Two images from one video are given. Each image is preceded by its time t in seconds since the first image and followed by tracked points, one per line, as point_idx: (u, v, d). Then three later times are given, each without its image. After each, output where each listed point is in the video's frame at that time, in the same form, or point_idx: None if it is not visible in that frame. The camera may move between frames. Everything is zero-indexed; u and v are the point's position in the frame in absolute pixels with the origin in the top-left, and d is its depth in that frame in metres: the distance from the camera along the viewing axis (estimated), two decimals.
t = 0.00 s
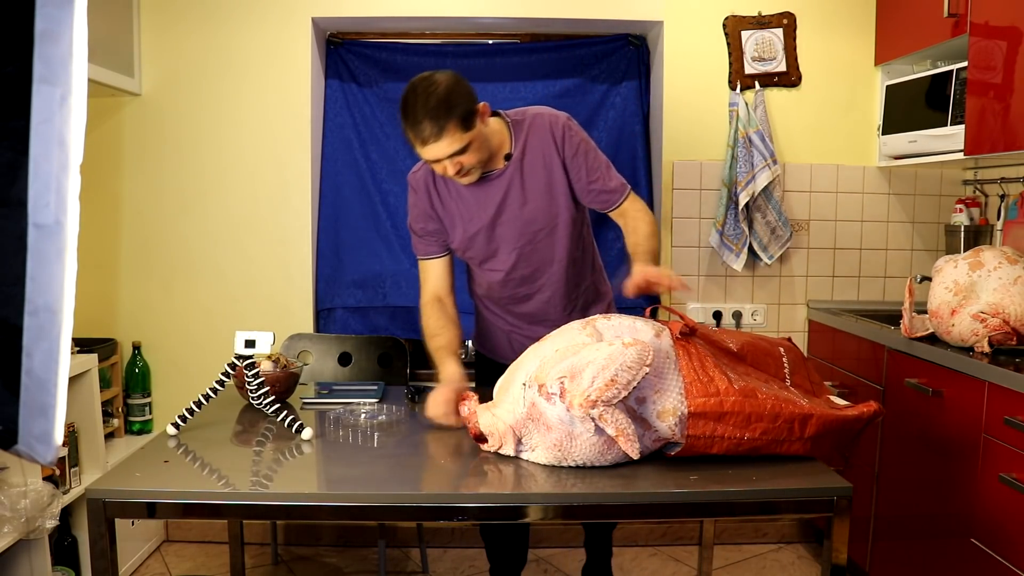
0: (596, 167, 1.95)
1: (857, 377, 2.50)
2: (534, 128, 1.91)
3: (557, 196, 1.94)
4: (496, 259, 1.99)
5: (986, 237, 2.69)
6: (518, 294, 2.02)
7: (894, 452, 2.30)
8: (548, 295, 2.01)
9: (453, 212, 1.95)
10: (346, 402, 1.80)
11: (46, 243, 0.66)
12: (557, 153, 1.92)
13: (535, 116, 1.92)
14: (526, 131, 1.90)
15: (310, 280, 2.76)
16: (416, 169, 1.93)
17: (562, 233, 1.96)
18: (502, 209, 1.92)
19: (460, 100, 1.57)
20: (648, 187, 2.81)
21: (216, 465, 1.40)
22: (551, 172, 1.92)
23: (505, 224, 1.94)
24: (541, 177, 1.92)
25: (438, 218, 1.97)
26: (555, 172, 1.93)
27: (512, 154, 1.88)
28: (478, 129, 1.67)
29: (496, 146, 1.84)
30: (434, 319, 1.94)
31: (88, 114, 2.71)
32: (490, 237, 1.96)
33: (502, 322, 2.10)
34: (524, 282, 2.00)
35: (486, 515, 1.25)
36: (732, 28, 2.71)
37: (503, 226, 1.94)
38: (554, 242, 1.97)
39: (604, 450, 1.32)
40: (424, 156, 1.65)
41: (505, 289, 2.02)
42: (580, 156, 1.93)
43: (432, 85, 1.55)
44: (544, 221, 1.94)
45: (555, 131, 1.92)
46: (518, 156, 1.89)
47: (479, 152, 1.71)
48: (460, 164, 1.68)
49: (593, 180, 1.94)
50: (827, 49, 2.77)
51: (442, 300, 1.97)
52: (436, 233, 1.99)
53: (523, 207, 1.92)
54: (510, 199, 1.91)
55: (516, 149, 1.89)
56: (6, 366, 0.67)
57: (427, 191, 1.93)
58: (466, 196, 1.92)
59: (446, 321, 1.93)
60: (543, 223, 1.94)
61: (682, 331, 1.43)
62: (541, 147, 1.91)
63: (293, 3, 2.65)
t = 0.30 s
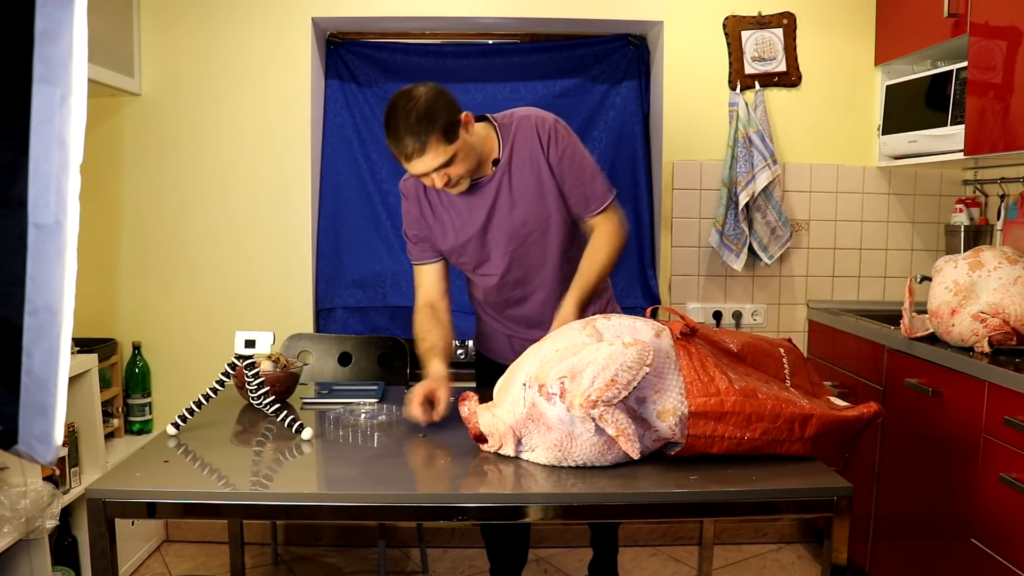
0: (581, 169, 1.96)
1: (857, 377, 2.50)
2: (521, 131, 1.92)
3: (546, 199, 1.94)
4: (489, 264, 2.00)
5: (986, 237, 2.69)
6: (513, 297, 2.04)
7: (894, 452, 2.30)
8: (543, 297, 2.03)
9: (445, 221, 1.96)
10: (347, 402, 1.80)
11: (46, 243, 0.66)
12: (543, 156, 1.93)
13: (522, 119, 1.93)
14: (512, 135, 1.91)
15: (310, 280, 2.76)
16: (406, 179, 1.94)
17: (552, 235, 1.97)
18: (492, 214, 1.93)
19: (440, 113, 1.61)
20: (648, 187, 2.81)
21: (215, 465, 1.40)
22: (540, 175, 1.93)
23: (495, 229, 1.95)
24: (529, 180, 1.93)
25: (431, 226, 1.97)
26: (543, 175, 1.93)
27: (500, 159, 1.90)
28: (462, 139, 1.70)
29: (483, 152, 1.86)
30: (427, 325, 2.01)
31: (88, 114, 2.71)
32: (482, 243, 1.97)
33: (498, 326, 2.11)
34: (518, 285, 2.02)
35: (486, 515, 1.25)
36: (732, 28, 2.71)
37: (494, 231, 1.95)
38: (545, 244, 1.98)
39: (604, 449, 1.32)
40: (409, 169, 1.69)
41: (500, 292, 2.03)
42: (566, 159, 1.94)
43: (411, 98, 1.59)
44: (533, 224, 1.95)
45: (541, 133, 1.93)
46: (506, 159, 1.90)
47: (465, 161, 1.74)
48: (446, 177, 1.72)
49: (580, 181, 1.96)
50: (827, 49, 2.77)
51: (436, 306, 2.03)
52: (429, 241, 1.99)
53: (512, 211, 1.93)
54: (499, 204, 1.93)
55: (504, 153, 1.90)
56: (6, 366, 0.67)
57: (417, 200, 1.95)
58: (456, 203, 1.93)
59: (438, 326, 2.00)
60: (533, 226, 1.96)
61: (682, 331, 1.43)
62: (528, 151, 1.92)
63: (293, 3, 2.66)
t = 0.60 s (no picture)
0: (582, 174, 1.93)
1: (857, 377, 2.50)
2: (521, 136, 1.89)
3: (546, 207, 1.93)
4: (493, 269, 2.03)
5: (986, 237, 2.69)
6: (517, 301, 2.08)
7: (894, 453, 2.30)
8: (546, 302, 2.06)
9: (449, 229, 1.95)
10: (347, 402, 1.80)
11: (46, 242, 0.67)
12: (543, 163, 1.90)
13: (522, 124, 1.90)
14: (512, 144, 1.88)
15: (310, 280, 2.76)
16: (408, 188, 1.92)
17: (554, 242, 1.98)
18: (494, 224, 1.93)
19: (434, 134, 1.58)
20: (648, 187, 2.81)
21: (216, 465, 1.40)
22: (541, 182, 1.91)
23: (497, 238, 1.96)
24: (530, 188, 1.91)
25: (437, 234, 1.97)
26: (544, 182, 1.91)
27: (499, 165, 1.88)
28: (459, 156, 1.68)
29: (481, 159, 1.84)
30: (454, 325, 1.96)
31: (88, 114, 2.71)
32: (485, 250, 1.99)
33: (508, 326, 2.16)
34: (521, 290, 2.05)
35: (486, 515, 1.25)
36: (732, 28, 2.71)
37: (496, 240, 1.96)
38: (546, 252, 1.98)
39: (606, 452, 1.32)
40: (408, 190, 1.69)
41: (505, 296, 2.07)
42: (566, 165, 1.92)
43: (402, 122, 1.56)
44: (535, 233, 1.95)
45: (541, 139, 1.90)
46: (506, 166, 1.89)
47: (465, 176, 1.72)
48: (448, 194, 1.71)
49: (580, 187, 1.93)
50: (827, 48, 2.77)
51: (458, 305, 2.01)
52: (435, 247, 2.00)
53: (513, 221, 1.94)
54: (500, 214, 1.92)
55: (503, 159, 1.88)
56: (6, 366, 0.68)
57: (421, 210, 1.94)
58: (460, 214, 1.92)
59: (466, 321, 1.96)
60: (534, 236, 1.95)
61: (684, 333, 1.44)
62: (529, 156, 1.90)
63: (293, 3, 2.66)
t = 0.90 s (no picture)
0: (582, 172, 1.93)
1: (857, 377, 2.50)
2: (518, 138, 1.90)
3: (547, 207, 1.93)
4: (498, 271, 2.03)
5: (986, 237, 2.69)
6: (521, 302, 2.07)
7: (894, 453, 2.30)
8: (551, 300, 2.05)
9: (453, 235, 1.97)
10: (347, 402, 1.80)
11: (46, 243, 0.67)
12: (542, 164, 1.90)
13: (518, 127, 1.91)
14: (508, 146, 1.90)
15: (310, 280, 2.76)
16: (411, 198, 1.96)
17: (556, 242, 1.97)
18: (495, 226, 1.94)
19: (427, 148, 1.58)
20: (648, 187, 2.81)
21: (216, 465, 1.40)
22: (540, 183, 1.91)
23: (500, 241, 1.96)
24: (530, 189, 1.91)
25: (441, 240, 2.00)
26: (543, 182, 1.91)
27: (497, 168, 1.89)
28: (457, 167, 1.69)
29: (479, 165, 1.85)
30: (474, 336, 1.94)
31: (88, 113, 2.71)
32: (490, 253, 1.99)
33: (514, 327, 2.16)
34: (525, 291, 2.04)
35: (486, 515, 1.25)
36: (732, 28, 2.71)
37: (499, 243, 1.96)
38: (548, 252, 1.98)
39: (614, 462, 1.33)
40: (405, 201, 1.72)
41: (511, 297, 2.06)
42: (565, 164, 1.91)
43: (396, 137, 1.58)
44: (537, 233, 1.95)
45: (538, 139, 1.90)
46: (505, 168, 1.89)
47: (463, 187, 1.73)
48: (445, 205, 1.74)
49: (580, 185, 1.92)
50: (826, 48, 2.77)
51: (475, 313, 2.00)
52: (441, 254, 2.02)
53: (514, 223, 1.94)
54: (502, 217, 1.93)
55: (501, 161, 1.89)
56: (6, 366, 0.68)
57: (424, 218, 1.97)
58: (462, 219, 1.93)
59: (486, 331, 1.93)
60: (536, 236, 1.95)
61: (699, 333, 1.43)
62: (527, 158, 1.90)
63: (293, 3, 2.66)
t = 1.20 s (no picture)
0: (583, 168, 1.94)
1: (857, 377, 2.50)
2: (519, 135, 1.91)
3: (547, 205, 1.93)
4: (497, 270, 2.03)
5: (986, 237, 2.69)
6: (521, 300, 2.07)
7: (894, 453, 2.30)
8: (549, 299, 2.05)
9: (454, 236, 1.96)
10: (346, 402, 1.80)
11: (46, 243, 0.67)
12: (542, 161, 1.91)
13: (518, 124, 1.91)
14: (510, 142, 1.90)
15: (310, 280, 2.76)
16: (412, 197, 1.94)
17: (555, 239, 1.98)
18: (495, 224, 1.93)
19: (429, 141, 1.58)
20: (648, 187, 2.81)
21: (215, 465, 1.40)
22: (540, 179, 1.91)
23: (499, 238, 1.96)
24: (530, 186, 1.91)
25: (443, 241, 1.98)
26: (544, 180, 1.92)
27: (498, 165, 1.89)
28: (458, 162, 1.69)
29: (480, 163, 1.85)
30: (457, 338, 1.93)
31: (88, 113, 2.71)
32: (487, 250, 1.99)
33: (515, 328, 2.15)
34: (525, 289, 2.04)
35: (486, 515, 1.25)
36: (732, 28, 2.71)
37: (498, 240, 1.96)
38: (547, 250, 1.98)
39: (609, 461, 1.32)
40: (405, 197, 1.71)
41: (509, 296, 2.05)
42: (565, 161, 1.92)
43: (398, 130, 1.58)
44: (536, 231, 1.95)
45: (539, 136, 1.91)
46: (505, 166, 1.89)
47: (463, 183, 1.73)
48: (445, 202, 1.73)
49: (580, 182, 1.93)
50: (826, 48, 2.77)
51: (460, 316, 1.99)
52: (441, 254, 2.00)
53: (514, 220, 1.94)
54: (502, 214, 1.93)
55: (502, 159, 1.89)
56: (6, 366, 0.68)
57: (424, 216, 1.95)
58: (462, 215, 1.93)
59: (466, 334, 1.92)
60: (536, 234, 1.95)
61: (699, 332, 1.43)
62: (528, 155, 1.90)
63: (293, 3, 2.66)
